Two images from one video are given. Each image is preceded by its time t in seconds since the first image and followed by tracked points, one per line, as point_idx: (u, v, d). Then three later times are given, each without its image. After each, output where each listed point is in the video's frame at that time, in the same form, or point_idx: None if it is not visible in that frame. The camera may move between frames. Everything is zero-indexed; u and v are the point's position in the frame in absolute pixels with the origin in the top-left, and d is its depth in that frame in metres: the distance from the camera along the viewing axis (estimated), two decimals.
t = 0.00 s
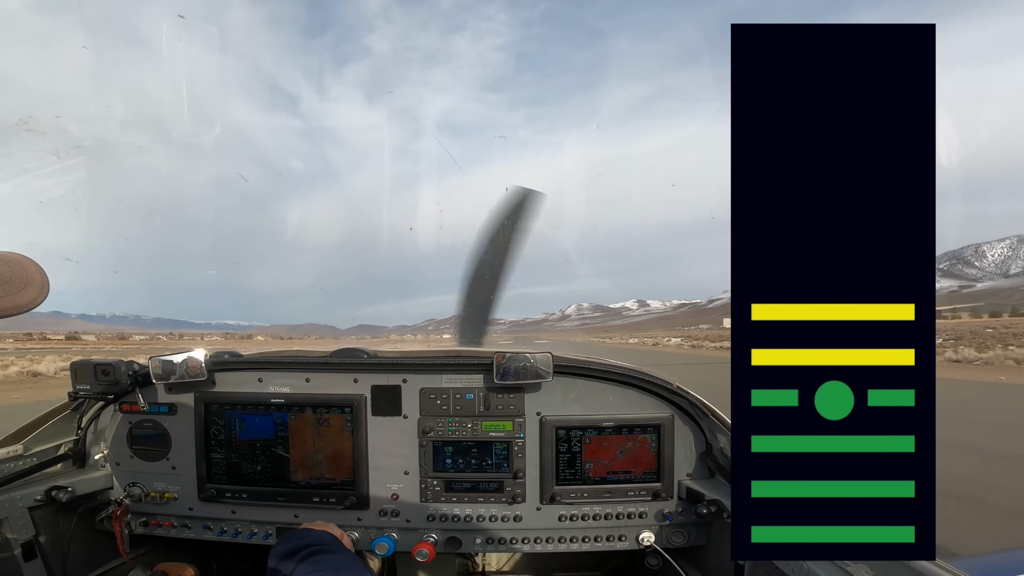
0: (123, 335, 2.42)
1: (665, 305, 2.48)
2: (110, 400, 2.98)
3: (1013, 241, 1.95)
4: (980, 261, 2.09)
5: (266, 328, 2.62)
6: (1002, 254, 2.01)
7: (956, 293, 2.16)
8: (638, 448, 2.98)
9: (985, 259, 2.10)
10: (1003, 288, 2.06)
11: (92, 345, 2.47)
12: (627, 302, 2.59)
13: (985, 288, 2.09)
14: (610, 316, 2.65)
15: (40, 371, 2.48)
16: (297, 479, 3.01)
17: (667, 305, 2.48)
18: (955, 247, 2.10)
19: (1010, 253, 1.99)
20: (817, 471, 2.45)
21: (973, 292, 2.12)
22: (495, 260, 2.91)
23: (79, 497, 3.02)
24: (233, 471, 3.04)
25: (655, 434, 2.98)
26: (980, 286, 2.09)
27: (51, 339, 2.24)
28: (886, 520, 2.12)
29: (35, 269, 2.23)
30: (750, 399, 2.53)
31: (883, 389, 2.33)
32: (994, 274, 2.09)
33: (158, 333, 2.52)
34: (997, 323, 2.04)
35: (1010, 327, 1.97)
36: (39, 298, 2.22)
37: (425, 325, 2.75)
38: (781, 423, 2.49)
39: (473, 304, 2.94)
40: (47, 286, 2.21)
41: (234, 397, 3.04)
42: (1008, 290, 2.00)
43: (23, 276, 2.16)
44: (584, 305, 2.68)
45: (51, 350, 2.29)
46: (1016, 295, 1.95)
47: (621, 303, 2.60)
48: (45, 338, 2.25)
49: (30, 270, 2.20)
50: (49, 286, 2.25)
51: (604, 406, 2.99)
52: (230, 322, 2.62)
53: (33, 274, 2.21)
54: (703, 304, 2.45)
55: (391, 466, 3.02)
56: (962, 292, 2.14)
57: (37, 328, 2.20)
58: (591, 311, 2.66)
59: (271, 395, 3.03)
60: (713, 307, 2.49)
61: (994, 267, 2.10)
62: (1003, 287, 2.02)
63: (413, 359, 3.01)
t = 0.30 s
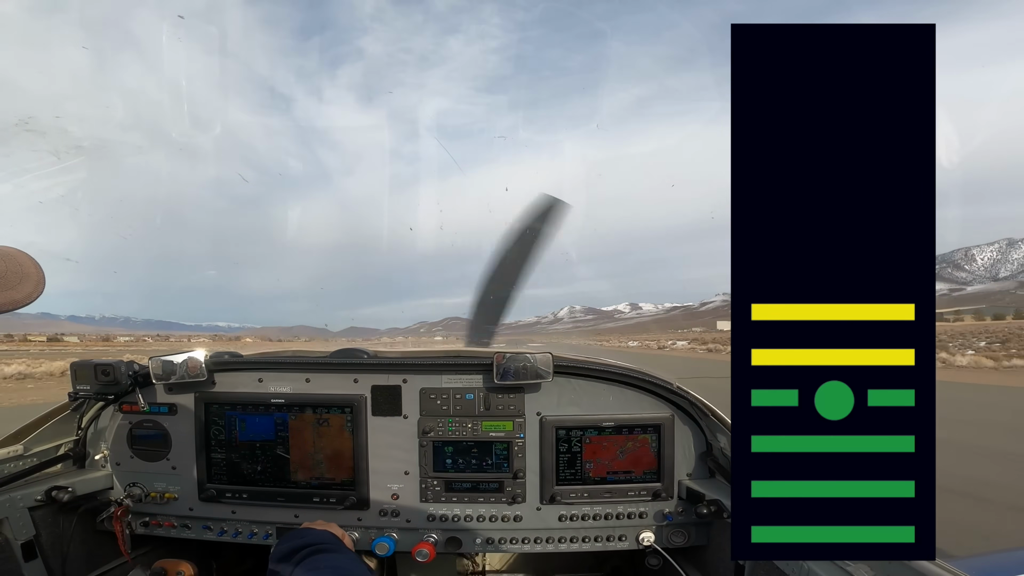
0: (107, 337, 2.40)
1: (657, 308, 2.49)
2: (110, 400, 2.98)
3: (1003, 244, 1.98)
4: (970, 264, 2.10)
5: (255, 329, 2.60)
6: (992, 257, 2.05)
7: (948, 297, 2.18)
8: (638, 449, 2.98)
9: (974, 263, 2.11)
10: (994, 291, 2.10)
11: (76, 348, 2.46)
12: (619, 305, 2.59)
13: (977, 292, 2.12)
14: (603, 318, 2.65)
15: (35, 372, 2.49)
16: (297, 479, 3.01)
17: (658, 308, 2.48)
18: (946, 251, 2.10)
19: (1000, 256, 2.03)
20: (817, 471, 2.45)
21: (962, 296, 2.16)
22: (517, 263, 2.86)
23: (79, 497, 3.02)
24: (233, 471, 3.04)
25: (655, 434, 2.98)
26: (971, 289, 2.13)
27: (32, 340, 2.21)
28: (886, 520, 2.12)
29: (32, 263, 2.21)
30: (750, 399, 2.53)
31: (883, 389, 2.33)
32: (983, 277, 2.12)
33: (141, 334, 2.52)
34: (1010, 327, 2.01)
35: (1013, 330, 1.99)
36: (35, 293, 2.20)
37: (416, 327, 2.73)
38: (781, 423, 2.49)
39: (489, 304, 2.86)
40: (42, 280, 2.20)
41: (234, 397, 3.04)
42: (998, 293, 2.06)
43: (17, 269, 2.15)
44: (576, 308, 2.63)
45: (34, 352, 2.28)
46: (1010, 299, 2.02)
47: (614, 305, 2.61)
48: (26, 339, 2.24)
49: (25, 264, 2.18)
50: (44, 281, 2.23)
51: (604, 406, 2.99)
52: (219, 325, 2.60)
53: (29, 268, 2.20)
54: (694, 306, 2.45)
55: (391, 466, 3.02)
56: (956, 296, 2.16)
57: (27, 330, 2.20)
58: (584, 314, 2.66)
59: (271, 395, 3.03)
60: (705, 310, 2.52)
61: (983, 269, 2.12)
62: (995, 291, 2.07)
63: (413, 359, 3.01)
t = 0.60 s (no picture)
0: (92, 337, 2.38)
1: (652, 310, 2.46)
2: (110, 399, 2.99)
3: (995, 246, 1.99)
4: (963, 267, 2.07)
5: (246, 329, 2.58)
6: (984, 260, 2.04)
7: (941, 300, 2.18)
8: (638, 448, 2.98)
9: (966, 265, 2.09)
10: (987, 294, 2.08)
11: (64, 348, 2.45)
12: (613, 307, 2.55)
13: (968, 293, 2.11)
14: (598, 320, 2.58)
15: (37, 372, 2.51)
16: (297, 478, 3.01)
17: (652, 310, 2.46)
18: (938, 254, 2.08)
19: (992, 258, 2.03)
20: (817, 471, 2.44)
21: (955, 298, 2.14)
22: (517, 263, 2.65)
23: (79, 496, 3.02)
24: (233, 470, 3.04)
25: (655, 434, 2.98)
26: (963, 291, 2.11)
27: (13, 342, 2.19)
28: (886, 520, 2.11)
29: (22, 256, 2.21)
30: (750, 399, 2.54)
31: (883, 389, 2.33)
32: (975, 279, 2.10)
33: (130, 335, 2.49)
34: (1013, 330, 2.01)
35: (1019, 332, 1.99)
36: (26, 286, 2.20)
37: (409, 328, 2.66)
38: (781, 422, 2.49)
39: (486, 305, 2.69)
40: (32, 274, 2.19)
41: (234, 396, 3.04)
42: (992, 295, 2.05)
43: (6, 264, 2.15)
44: (571, 309, 2.58)
45: (15, 353, 2.24)
46: (1003, 301, 2.00)
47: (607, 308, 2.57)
48: (8, 340, 2.21)
49: (14, 258, 2.18)
50: (35, 274, 2.23)
51: (604, 406, 2.99)
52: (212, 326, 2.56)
53: (19, 262, 2.19)
54: (689, 309, 2.42)
55: (391, 466, 3.02)
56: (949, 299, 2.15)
57: (11, 331, 2.18)
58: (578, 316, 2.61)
59: (271, 395, 3.03)
60: (700, 313, 2.48)
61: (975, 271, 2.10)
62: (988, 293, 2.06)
63: (413, 359, 3.01)
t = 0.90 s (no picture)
0: (86, 336, 2.36)
1: (649, 313, 2.47)
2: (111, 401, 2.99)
3: (995, 253, 2.00)
4: (962, 273, 2.08)
5: (243, 329, 2.58)
6: (983, 266, 2.04)
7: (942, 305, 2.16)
8: (638, 449, 2.98)
9: (966, 271, 2.09)
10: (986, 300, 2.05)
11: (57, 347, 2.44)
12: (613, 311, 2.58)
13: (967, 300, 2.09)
14: (596, 324, 2.58)
15: (36, 372, 2.50)
16: (298, 479, 3.01)
17: (650, 314, 2.46)
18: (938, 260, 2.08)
19: (992, 265, 2.03)
20: (817, 471, 2.45)
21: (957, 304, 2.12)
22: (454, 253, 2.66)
23: (80, 498, 3.02)
24: (234, 471, 3.04)
25: (656, 434, 2.98)
26: (963, 297, 2.10)
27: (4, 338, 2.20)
28: (887, 520, 2.12)
29: (21, 258, 2.21)
30: (750, 399, 2.54)
31: (883, 389, 2.33)
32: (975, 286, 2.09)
33: (125, 333, 2.49)
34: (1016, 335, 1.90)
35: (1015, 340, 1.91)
36: (26, 287, 2.21)
37: (408, 330, 2.65)
38: (781, 422, 2.49)
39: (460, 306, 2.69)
40: (31, 275, 2.20)
41: (235, 397, 3.04)
42: (991, 301, 2.02)
43: (5, 264, 2.15)
44: (569, 312, 2.59)
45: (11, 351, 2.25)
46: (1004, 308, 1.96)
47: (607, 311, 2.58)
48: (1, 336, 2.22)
49: (13, 259, 2.18)
50: (33, 276, 2.23)
51: (605, 406, 2.99)
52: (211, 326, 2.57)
53: (18, 263, 2.20)
54: (687, 312, 2.41)
55: (392, 467, 3.02)
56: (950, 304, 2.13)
57: (7, 327, 2.19)
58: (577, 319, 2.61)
59: (271, 396, 3.03)
60: (700, 316, 2.46)
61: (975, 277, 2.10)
62: (988, 298, 2.03)
63: (413, 359, 3.01)
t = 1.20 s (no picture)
0: (85, 343, 2.34)
1: (654, 317, 2.44)
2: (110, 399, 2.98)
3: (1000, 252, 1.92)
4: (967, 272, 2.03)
5: (247, 335, 2.56)
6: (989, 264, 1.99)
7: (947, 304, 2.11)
8: (638, 448, 2.98)
9: (971, 270, 2.04)
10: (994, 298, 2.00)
11: (54, 352, 2.40)
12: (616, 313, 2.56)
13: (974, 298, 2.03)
14: (599, 326, 2.57)
15: (34, 378, 2.49)
16: (297, 478, 3.01)
17: (654, 316, 2.43)
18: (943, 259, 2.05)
19: (998, 264, 1.97)
20: (817, 471, 2.44)
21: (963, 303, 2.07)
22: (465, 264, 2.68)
23: (79, 496, 3.02)
24: (233, 470, 3.04)
25: (655, 434, 2.98)
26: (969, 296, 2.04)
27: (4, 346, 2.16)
28: (887, 520, 2.11)
29: (8, 252, 2.20)
30: (750, 399, 2.54)
31: (883, 389, 2.33)
32: (981, 285, 2.03)
33: (125, 339, 2.47)
34: None
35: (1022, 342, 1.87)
36: (12, 281, 2.21)
37: (414, 334, 2.62)
38: (781, 422, 2.49)
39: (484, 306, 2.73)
40: (17, 271, 2.19)
41: (234, 397, 3.04)
42: (998, 300, 1.97)
43: None
44: (573, 316, 2.59)
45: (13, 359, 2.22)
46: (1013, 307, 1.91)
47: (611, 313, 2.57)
48: None
49: None
50: (20, 271, 2.22)
51: (605, 405, 2.99)
52: (216, 332, 2.54)
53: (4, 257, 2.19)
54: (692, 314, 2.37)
55: (391, 466, 3.02)
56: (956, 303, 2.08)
57: (9, 333, 2.16)
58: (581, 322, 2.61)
59: (271, 395, 3.03)
60: (705, 318, 2.44)
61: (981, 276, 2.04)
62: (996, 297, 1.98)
63: (413, 359, 3.01)
